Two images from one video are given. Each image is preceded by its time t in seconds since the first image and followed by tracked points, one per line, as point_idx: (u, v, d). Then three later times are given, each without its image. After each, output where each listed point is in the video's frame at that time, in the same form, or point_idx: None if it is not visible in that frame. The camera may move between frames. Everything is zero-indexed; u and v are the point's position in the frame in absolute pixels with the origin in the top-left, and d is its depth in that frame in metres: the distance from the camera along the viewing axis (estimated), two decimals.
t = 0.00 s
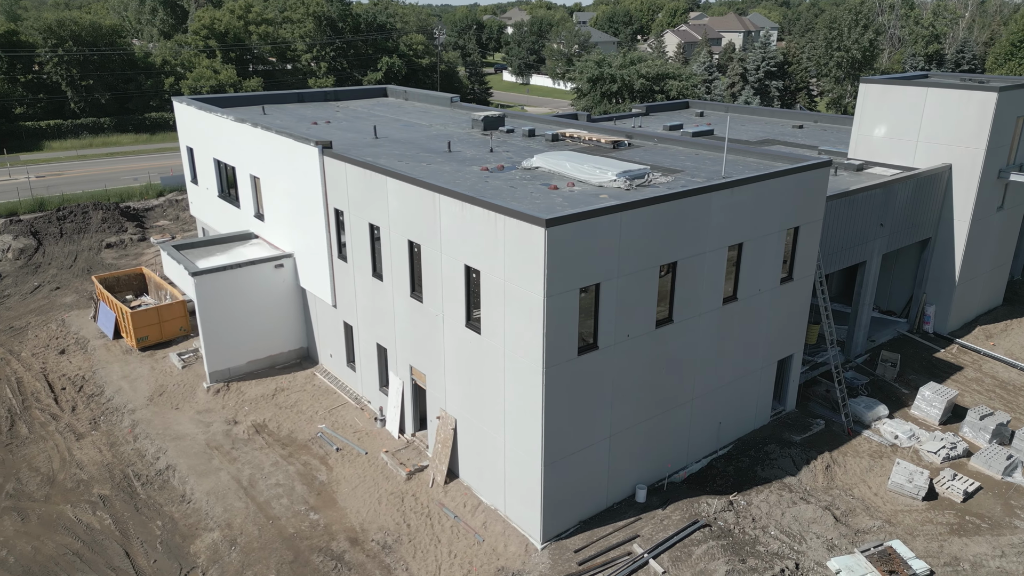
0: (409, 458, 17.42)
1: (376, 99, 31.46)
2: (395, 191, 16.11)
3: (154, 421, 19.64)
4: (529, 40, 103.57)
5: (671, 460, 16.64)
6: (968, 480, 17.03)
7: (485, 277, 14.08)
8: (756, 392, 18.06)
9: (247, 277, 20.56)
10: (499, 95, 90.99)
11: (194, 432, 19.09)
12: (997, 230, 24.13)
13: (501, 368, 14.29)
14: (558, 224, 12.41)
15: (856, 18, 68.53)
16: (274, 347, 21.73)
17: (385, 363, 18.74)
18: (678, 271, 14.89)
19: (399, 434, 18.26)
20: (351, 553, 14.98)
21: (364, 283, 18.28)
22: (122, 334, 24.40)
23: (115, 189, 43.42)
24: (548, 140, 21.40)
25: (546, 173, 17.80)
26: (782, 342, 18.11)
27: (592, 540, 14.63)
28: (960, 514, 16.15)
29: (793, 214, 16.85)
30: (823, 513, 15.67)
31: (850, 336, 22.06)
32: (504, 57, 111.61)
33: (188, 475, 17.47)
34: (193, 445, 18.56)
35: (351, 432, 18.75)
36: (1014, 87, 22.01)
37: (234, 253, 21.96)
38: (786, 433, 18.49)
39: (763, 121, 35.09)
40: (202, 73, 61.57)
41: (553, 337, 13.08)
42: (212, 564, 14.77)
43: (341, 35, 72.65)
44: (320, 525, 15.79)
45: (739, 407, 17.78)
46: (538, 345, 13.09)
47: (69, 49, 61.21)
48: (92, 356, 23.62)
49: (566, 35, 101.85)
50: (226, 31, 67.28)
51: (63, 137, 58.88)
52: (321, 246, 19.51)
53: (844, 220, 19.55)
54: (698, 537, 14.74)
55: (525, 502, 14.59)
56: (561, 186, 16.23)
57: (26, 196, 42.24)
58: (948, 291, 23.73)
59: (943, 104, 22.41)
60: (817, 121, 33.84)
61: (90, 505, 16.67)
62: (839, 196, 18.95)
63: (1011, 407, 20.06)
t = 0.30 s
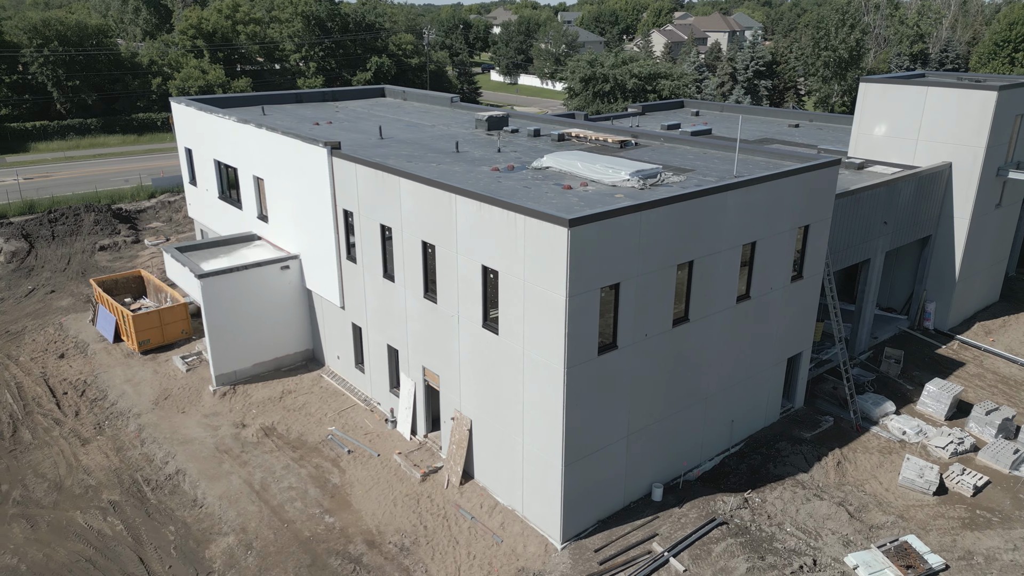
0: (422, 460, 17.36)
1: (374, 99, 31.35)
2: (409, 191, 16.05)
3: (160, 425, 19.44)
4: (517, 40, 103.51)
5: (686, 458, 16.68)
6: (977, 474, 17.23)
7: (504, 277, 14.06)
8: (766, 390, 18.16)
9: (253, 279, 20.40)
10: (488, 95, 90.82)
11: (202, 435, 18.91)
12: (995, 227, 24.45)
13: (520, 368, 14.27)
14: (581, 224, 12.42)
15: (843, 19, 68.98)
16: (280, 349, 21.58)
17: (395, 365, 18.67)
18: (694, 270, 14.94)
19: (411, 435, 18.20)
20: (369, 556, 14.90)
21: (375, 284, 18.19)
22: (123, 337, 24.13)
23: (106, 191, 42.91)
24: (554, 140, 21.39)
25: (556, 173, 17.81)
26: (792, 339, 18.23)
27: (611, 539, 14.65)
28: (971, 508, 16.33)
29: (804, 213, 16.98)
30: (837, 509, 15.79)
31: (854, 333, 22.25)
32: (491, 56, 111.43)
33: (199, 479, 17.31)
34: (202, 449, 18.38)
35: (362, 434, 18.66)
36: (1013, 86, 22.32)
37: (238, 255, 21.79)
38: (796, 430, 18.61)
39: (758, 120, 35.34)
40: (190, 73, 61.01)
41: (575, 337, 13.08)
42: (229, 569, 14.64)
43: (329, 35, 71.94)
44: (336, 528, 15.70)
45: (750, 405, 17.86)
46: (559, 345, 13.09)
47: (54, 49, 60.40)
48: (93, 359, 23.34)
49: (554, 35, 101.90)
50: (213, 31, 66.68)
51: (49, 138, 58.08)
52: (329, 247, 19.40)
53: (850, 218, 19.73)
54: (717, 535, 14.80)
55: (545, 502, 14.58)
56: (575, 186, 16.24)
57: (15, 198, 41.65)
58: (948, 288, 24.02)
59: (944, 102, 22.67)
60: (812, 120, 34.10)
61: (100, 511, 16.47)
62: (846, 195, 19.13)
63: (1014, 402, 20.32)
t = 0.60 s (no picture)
0: (432, 461, 17.29)
1: (369, 99, 31.23)
2: (420, 192, 15.99)
3: (164, 430, 19.21)
4: (501, 39, 103.39)
5: (697, 456, 16.75)
6: (982, 468, 17.46)
7: (519, 277, 14.03)
8: (773, 387, 18.28)
9: (256, 281, 20.22)
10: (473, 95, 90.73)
11: (207, 440, 18.71)
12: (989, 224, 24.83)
13: (535, 368, 14.25)
14: (599, 224, 12.44)
15: (826, 18, 70.03)
16: (283, 351, 21.40)
17: (403, 366, 18.60)
18: (707, 269, 15.02)
19: (420, 437, 18.12)
20: (384, 558, 14.81)
21: (382, 285, 18.10)
22: (120, 341, 23.82)
23: (92, 193, 42.31)
24: (557, 140, 21.39)
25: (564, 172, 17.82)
26: (798, 337, 18.38)
27: (628, 538, 14.68)
28: (977, 502, 16.55)
29: (810, 211, 17.14)
30: (847, 505, 15.95)
31: (854, 330, 22.47)
32: (475, 56, 111.30)
33: (207, 484, 17.13)
34: (208, 453, 18.19)
35: (369, 436, 18.55)
36: (1007, 85, 22.66)
37: (239, 257, 21.59)
38: (802, 427, 18.77)
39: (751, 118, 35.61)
40: (175, 73, 60.36)
41: (593, 336, 13.09)
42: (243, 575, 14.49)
43: (315, 35, 71.62)
44: (349, 531, 15.60)
45: (758, 402, 17.98)
46: (578, 345, 13.09)
47: (36, 49, 59.44)
48: (90, 364, 23.00)
49: (538, 34, 101.95)
50: (198, 30, 65.99)
51: (31, 139, 57.11)
52: (334, 249, 19.28)
53: (852, 217, 19.93)
54: (732, 532, 14.89)
55: (561, 502, 14.57)
56: (585, 186, 16.25)
57: None
58: (944, 284, 24.36)
59: (940, 101, 22.98)
60: (805, 118, 34.39)
61: (107, 518, 16.24)
62: (849, 194, 19.34)
63: (1012, 396, 20.63)
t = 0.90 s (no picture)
0: (443, 462, 17.24)
1: (364, 99, 31.10)
2: (430, 192, 15.93)
3: (168, 434, 18.99)
4: (486, 39, 103.25)
5: (707, 453, 16.81)
6: (986, 462, 17.69)
7: (535, 277, 14.01)
8: (780, 384, 18.40)
9: (259, 283, 20.05)
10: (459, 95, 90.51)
11: (212, 444, 18.52)
12: (982, 221, 25.20)
13: (551, 368, 14.24)
14: (618, 223, 12.44)
15: (810, 18, 70.57)
16: (285, 353, 21.23)
17: (411, 367, 18.53)
18: (719, 267, 15.08)
19: (429, 438, 18.05)
20: (399, 561, 14.74)
21: (390, 286, 18.02)
22: (117, 345, 23.50)
23: (79, 195, 41.69)
24: (559, 139, 21.39)
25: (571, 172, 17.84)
26: (804, 334, 18.51)
27: (643, 537, 14.71)
28: (982, 495, 16.77)
29: (817, 209, 17.26)
30: (857, 500, 16.10)
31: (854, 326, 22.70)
32: (460, 56, 111.05)
33: (215, 489, 16.95)
34: (214, 457, 18.00)
35: (377, 437, 18.46)
36: (1002, 84, 22.97)
37: (240, 259, 21.39)
38: (808, 423, 18.93)
39: (743, 117, 35.88)
40: (158, 73, 59.77)
41: (611, 335, 13.10)
42: None
43: (299, 35, 70.71)
44: (362, 534, 15.51)
45: (765, 399, 18.09)
46: (595, 345, 13.09)
47: (16, 49, 58.47)
48: (87, 368, 22.68)
49: (523, 34, 101.89)
50: (182, 30, 65.28)
51: (13, 141, 56.18)
52: (339, 250, 19.17)
53: (854, 214, 20.13)
54: (745, 529, 14.97)
55: (577, 502, 14.57)
56: (595, 186, 16.26)
57: None
58: (940, 281, 24.68)
59: (935, 100, 23.27)
60: (797, 117, 34.66)
61: (115, 524, 16.03)
62: (851, 192, 19.52)
63: (1011, 390, 20.94)
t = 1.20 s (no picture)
0: (454, 463, 17.18)
1: (359, 99, 30.94)
2: (441, 192, 15.86)
3: (173, 439, 18.77)
4: (472, 39, 103.03)
5: (718, 451, 16.87)
6: (990, 456, 17.90)
7: (550, 277, 13.99)
8: (787, 381, 18.51)
9: (263, 285, 19.87)
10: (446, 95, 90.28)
11: (219, 448, 18.33)
12: (977, 218, 25.55)
13: (567, 368, 14.22)
14: (637, 222, 12.45)
15: (795, 18, 71.20)
16: (290, 356, 21.06)
17: (419, 368, 18.46)
18: (732, 266, 15.14)
19: (438, 439, 17.97)
20: (415, 563, 14.66)
21: (398, 287, 17.92)
22: (115, 349, 23.19)
23: (66, 197, 41.08)
24: (562, 139, 21.39)
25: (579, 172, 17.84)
26: (810, 331, 18.64)
27: (659, 536, 14.73)
28: (989, 489, 16.98)
29: (824, 207, 17.39)
30: (867, 496, 16.25)
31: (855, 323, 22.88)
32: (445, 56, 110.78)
33: (224, 493, 16.78)
34: (221, 461, 17.82)
35: (386, 440, 18.35)
36: (997, 82, 23.24)
37: (241, 261, 21.19)
38: (815, 420, 19.07)
39: (735, 116, 36.10)
40: (143, 73, 59.23)
41: (630, 334, 13.10)
42: None
43: (287, 34, 70.39)
44: (376, 536, 15.42)
45: (773, 396, 18.19)
46: (614, 344, 13.09)
47: None
48: (86, 373, 22.35)
49: (509, 34, 101.80)
50: (166, 29, 64.56)
51: None
52: (345, 251, 19.04)
53: (856, 213, 20.32)
54: (760, 526, 15.06)
55: (593, 501, 14.57)
56: (606, 185, 16.28)
57: None
58: (937, 278, 25.01)
59: (932, 99, 23.50)
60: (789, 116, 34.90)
61: (123, 531, 15.82)
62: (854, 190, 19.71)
63: (1010, 384, 21.22)
